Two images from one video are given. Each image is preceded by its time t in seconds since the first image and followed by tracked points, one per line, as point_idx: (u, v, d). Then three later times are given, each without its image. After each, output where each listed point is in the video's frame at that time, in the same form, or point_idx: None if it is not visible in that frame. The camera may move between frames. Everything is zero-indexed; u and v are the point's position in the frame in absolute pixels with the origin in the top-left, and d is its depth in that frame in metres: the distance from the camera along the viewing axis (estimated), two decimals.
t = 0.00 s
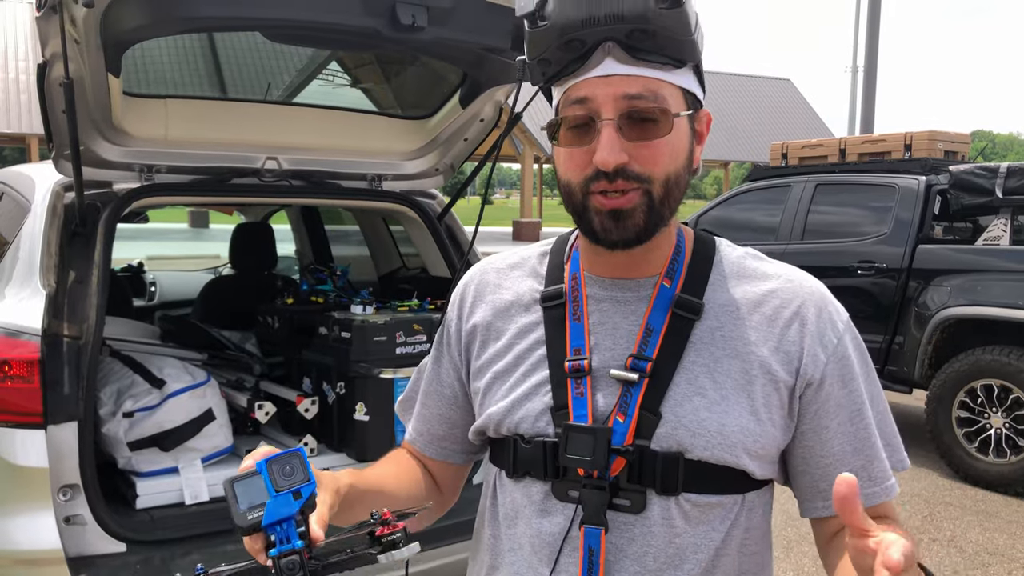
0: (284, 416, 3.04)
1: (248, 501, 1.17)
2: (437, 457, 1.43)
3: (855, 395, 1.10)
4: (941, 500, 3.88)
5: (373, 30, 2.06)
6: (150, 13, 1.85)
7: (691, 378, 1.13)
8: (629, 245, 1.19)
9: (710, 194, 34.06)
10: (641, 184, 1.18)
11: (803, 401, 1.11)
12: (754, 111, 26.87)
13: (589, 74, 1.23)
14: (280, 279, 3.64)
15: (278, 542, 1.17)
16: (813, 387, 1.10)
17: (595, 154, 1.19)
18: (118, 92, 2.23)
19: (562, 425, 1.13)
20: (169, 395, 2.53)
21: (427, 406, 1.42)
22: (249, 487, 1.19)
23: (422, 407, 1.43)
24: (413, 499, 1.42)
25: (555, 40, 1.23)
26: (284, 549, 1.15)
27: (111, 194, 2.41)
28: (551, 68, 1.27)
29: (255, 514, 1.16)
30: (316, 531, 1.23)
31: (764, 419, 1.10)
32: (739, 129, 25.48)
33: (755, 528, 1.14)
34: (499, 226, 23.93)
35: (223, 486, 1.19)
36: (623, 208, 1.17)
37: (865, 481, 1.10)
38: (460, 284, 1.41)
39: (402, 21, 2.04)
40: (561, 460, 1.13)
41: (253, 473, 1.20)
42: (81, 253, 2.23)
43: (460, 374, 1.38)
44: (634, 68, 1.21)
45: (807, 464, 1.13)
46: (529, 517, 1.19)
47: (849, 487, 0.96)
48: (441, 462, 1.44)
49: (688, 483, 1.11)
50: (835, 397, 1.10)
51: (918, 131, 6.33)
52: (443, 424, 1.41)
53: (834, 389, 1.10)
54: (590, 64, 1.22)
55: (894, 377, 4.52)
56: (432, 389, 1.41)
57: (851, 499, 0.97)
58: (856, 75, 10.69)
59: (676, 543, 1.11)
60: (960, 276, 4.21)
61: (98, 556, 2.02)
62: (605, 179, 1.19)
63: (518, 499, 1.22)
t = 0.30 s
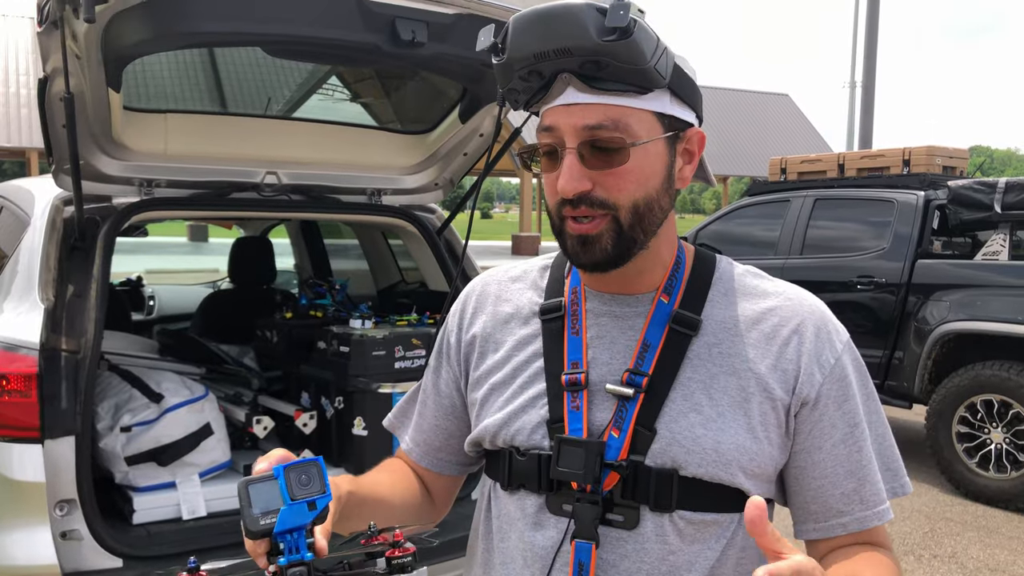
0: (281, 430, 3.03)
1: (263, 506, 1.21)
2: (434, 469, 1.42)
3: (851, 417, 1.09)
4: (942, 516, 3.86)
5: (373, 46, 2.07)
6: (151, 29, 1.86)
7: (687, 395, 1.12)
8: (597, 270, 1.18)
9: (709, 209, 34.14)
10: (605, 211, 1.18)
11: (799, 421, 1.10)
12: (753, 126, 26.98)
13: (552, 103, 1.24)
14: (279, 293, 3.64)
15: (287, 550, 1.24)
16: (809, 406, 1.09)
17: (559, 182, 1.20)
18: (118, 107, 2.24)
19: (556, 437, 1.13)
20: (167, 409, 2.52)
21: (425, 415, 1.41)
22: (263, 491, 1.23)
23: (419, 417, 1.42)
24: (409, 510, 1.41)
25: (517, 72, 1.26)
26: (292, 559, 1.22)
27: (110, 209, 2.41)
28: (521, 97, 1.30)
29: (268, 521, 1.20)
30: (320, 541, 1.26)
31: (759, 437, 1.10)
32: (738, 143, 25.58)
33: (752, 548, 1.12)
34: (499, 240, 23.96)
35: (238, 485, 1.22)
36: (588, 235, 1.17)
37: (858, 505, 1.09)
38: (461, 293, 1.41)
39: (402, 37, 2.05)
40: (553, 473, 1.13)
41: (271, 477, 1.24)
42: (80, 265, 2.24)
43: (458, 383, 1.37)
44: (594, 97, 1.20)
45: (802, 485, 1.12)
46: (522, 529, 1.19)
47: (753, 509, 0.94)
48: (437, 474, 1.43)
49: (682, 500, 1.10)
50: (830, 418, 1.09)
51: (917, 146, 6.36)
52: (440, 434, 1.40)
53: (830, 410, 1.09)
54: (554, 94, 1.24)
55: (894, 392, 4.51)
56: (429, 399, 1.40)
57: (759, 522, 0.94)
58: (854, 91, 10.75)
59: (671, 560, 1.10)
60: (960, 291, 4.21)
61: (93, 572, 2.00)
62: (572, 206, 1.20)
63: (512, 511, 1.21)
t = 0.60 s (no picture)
0: (283, 437, 3.03)
1: (278, 503, 1.24)
2: (435, 473, 1.42)
3: (852, 424, 1.09)
4: (945, 525, 3.85)
5: (376, 55, 2.08)
6: (156, 38, 1.87)
7: (688, 401, 1.13)
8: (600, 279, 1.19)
9: (711, 218, 34.15)
10: (607, 222, 1.18)
11: (800, 428, 1.10)
12: (755, 135, 27.02)
13: (554, 114, 1.25)
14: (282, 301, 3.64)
15: (300, 547, 1.28)
16: (809, 413, 1.09)
17: (561, 193, 1.21)
18: (123, 115, 2.25)
19: (556, 442, 1.13)
20: (169, 416, 2.53)
21: (426, 420, 1.41)
22: (279, 488, 1.25)
23: (420, 423, 1.42)
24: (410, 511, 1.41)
25: (520, 82, 1.27)
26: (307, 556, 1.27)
27: (115, 217, 2.43)
28: (524, 107, 1.30)
29: (283, 518, 1.24)
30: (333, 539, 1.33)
31: (760, 444, 1.10)
32: (740, 152, 25.62)
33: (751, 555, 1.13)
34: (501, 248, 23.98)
35: (254, 481, 1.24)
36: (590, 245, 1.17)
37: (858, 512, 1.09)
38: (464, 298, 1.41)
39: (405, 46, 2.05)
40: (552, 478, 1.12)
41: (286, 474, 1.27)
42: (85, 273, 2.25)
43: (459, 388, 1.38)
44: (596, 108, 1.20)
45: (802, 492, 1.12)
46: (521, 535, 1.19)
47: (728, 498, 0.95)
48: (437, 478, 1.43)
49: (682, 507, 1.10)
50: (832, 425, 1.09)
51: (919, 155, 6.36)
52: (440, 439, 1.40)
53: (832, 416, 1.09)
54: (555, 105, 1.24)
55: (896, 401, 4.50)
56: (430, 404, 1.41)
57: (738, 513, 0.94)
58: (855, 100, 10.77)
59: (670, 566, 1.10)
60: (963, 300, 4.20)
61: None
62: (574, 216, 1.21)
63: (511, 516, 1.21)
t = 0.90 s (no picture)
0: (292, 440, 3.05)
1: (315, 482, 1.21)
2: (441, 476, 1.42)
3: (855, 427, 1.09)
4: (955, 531, 3.82)
5: (386, 59, 2.09)
6: (169, 43, 1.89)
7: (698, 405, 1.13)
8: (630, 280, 1.19)
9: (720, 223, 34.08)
10: (638, 218, 1.20)
11: (804, 430, 1.10)
12: (764, 139, 26.97)
13: (579, 115, 1.24)
14: (291, 305, 3.66)
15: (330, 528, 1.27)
16: (814, 417, 1.10)
17: (590, 192, 1.21)
18: (135, 119, 2.27)
19: (568, 445, 1.13)
20: (180, 419, 2.55)
21: (433, 423, 1.41)
22: (319, 467, 1.23)
23: (426, 424, 1.43)
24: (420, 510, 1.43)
25: (545, 83, 1.26)
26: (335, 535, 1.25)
27: (126, 221, 2.43)
28: (546, 109, 1.29)
29: (319, 496, 1.21)
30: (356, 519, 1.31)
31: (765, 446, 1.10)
32: (749, 156, 25.57)
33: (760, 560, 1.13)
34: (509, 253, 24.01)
35: (296, 456, 1.22)
36: (619, 244, 1.18)
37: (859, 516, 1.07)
38: (472, 300, 1.42)
39: (415, 51, 2.06)
40: (565, 481, 1.13)
41: (327, 455, 1.24)
42: (96, 276, 2.29)
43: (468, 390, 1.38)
44: (624, 107, 1.21)
45: (807, 496, 1.12)
46: (531, 539, 1.19)
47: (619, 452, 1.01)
48: (443, 481, 1.43)
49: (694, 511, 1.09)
50: (834, 427, 1.09)
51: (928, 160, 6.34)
52: (447, 442, 1.40)
53: (834, 419, 1.09)
54: (581, 104, 1.23)
55: (905, 407, 4.48)
56: (438, 406, 1.41)
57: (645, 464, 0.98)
58: (865, 104, 10.74)
59: (679, 569, 1.10)
60: (973, 305, 4.18)
61: None
62: (601, 215, 1.21)
63: (520, 520, 1.22)
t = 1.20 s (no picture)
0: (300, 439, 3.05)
1: (360, 436, 1.14)
2: (447, 477, 1.42)
3: (858, 426, 1.07)
4: (964, 532, 3.80)
5: (395, 59, 2.09)
6: (178, 42, 1.89)
7: (706, 404, 1.13)
8: (644, 275, 1.19)
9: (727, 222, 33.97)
10: (658, 213, 1.19)
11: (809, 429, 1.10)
12: (772, 139, 26.88)
13: (605, 107, 1.23)
14: (299, 303, 3.67)
15: (380, 485, 1.14)
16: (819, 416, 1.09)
17: (612, 185, 1.20)
18: (144, 118, 2.28)
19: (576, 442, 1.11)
20: (188, 417, 2.55)
21: (439, 423, 1.41)
22: (361, 423, 1.17)
23: (434, 425, 1.42)
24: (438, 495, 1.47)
25: (573, 73, 1.23)
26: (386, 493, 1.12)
27: (135, 218, 2.42)
28: (569, 100, 1.26)
29: (366, 451, 1.13)
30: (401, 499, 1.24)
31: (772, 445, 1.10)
32: (757, 156, 25.49)
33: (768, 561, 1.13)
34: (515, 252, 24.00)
35: (336, 415, 1.18)
36: (637, 238, 1.17)
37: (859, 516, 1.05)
38: (480, 299, 1.42)
39: (423, 50, 2.05)
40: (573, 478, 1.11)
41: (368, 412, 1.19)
42: (105, 274, 2.25)
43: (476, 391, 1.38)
44: (650, 102, 1.20)
45: (810, 496, 1.10)
46: (538, 538, 1.19)
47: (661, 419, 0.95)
48: (450, 483, 1.43)
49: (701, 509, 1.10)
50: (838, 427, 1.08)
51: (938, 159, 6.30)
52: (453, 442, 1.40)
53: (837, 418, 1.08)
54: (608, 97, 1.22)
55: (914, 407, 4.46)
56: (445, 405, 1.41)
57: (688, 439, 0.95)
58: (874, 104, 10.70)
59: (686, 569, 1.10)
60: (982, 306, 4.16)
61: None
62: (620, 209, 1.20)
63: (527, 520, 1.21)
